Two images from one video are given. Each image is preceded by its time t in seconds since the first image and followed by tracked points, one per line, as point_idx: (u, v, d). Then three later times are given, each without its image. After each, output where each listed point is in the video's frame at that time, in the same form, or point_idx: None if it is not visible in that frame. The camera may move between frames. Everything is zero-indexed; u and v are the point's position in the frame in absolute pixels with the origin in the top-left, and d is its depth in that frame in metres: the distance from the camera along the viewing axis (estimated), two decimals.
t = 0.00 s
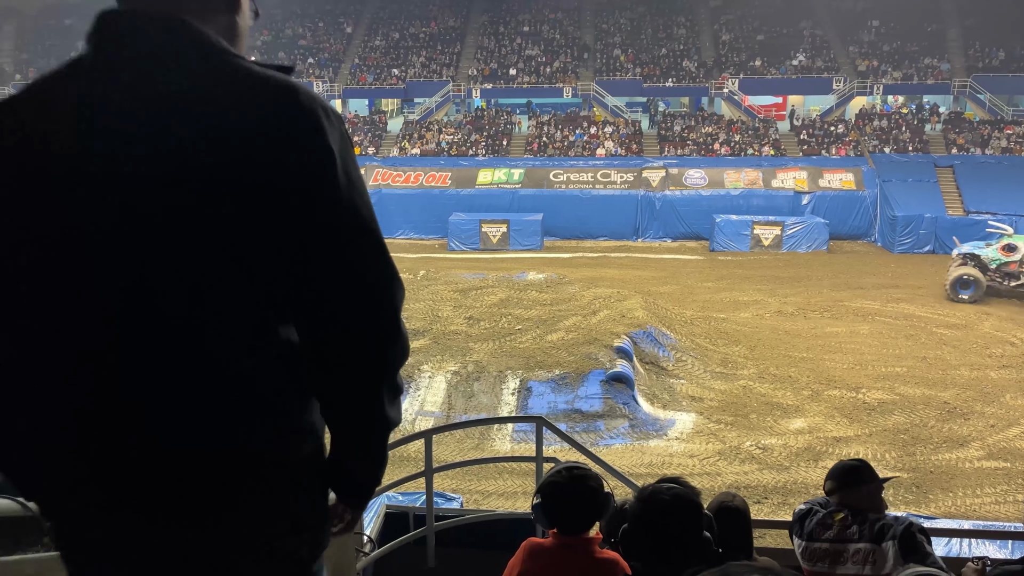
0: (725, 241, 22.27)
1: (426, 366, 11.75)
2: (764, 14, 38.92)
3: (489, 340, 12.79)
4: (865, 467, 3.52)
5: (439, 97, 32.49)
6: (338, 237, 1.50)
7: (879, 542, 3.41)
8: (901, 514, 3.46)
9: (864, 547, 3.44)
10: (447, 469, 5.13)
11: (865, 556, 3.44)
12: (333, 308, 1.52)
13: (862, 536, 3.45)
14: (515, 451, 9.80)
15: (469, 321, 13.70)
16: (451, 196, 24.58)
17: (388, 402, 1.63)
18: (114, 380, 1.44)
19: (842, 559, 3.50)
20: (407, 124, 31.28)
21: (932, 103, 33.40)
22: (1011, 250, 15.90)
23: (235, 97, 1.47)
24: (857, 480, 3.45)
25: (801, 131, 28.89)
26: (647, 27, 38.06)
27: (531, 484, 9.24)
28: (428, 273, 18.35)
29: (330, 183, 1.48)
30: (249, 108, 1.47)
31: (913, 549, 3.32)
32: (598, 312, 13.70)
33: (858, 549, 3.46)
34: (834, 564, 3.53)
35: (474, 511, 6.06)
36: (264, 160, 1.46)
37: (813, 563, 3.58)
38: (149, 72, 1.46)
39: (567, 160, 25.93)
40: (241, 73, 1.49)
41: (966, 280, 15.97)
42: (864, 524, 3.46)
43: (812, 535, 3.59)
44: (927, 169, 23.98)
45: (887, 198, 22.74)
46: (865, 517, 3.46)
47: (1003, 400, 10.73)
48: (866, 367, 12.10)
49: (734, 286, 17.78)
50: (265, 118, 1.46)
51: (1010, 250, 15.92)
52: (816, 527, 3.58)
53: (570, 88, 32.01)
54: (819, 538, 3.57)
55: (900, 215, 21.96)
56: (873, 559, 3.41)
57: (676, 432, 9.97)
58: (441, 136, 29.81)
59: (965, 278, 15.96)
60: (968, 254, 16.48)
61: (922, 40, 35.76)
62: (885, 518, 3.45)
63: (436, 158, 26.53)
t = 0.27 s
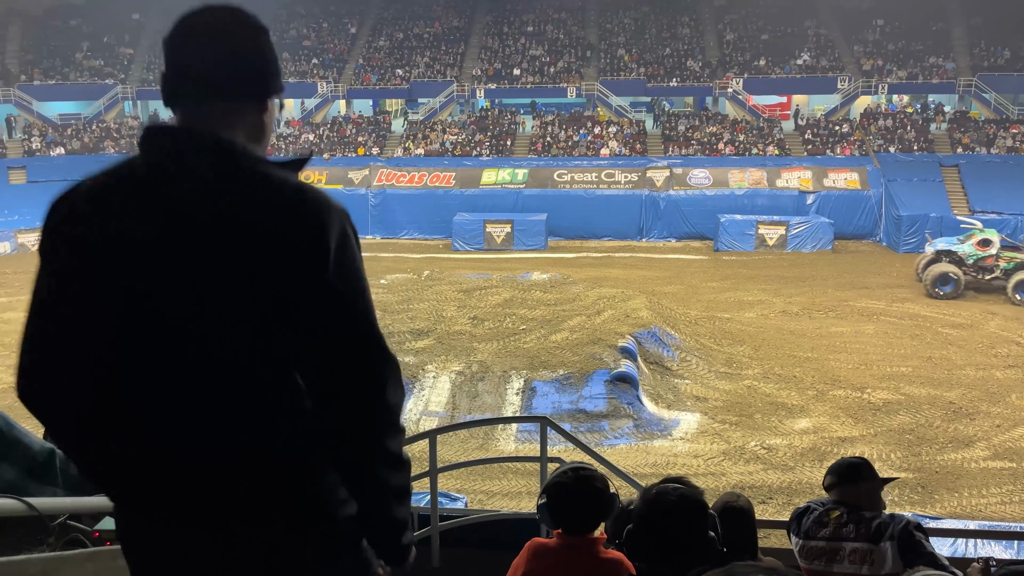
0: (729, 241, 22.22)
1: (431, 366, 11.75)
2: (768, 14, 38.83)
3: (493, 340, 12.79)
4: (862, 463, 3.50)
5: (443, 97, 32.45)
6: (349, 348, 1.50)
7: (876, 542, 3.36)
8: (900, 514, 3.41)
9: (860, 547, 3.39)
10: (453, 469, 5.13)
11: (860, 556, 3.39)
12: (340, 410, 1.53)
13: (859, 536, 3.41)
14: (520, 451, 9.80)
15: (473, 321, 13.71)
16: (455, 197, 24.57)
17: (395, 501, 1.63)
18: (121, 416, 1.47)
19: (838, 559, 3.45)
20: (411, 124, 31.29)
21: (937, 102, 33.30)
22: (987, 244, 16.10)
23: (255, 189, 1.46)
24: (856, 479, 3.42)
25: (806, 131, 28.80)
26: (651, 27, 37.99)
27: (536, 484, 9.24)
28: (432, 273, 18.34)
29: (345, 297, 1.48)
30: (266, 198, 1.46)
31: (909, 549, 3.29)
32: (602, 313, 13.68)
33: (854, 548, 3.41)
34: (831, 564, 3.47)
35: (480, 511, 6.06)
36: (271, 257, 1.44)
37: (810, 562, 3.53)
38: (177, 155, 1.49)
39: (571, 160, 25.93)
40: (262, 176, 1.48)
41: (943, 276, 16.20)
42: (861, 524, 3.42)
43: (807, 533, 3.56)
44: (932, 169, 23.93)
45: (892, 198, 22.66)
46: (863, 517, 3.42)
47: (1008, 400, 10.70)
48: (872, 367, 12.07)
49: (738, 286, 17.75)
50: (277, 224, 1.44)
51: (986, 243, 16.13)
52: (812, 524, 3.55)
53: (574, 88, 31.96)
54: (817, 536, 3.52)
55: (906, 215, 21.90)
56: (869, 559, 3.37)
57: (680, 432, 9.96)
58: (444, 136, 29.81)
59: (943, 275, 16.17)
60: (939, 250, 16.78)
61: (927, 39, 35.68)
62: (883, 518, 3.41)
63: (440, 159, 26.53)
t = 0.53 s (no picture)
0: (735, 241, 22.17)
1: (437, 366, 11.77)
2: (774, 13, 38.74)
3: (499, 340, 12.79)
4: (870, 471, 3.50)
5: (448, 98, 32.46)
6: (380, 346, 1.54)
7: (885, 548, 3.32)
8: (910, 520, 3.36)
9: (869, 553, 3.35)
10: (460, 469, 5.13)
11: (870, 563, 3.34)
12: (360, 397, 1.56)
13: (867, 542, 3.37)
14: (526, 451, 9.79)
15: (478, 321, 13.73)
16: (461, 197, 24.56)
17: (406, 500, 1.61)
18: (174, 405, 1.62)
19: (846, 565, 3.41)
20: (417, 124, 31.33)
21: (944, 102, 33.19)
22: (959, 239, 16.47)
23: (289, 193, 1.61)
24: (863, 484, 3.43)
25: (812, 131, 28.73)
26: (657, 27, 37.94)
27: (542, 485, 9.23)
28: (438, 273, 18.33)
29: (377, 276, 1.55)
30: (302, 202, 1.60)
31: (919, 555, 3.23)
32: (608, 313, 13.66)
33: (863, 555, 3.37)
34: (839, 570, 3.43)
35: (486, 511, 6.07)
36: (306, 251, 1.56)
37: (818, 567, 3.48)
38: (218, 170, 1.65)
39: (577, 160, 25.93)
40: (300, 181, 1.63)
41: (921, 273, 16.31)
42: (868, 529, 3.39)
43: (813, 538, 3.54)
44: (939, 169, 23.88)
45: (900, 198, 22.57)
46: (870, 522, 3.41)
47: (1016, 401, 10.66)
48: (879, 368, 12.03)
49: (744, 286, 17.71)
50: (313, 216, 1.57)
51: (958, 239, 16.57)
52: (819, 529, 3.52)
53: (580, 89, 31.94)
54: (824, 542, 3.50)
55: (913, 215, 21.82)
56: (878, 565, 3.32)
57: (686, 432, 9.95)
58: (450, 137, 29.85)
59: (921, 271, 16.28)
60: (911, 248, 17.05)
61: (934, 39, 35.57)
62: (890, 524, 3.38)
63: (445, 159, 26.54)
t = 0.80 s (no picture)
0: (743, 242, 22.13)
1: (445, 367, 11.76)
2: (783, 13, 38.59)
3: (507, 341, 12.78)
4: (879, 474, 3.48)
5: (456, 98, 32.41)
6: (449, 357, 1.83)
7: (880, 548, 3.26)
8: (911, 521, 3.27)
9: (867, 554, 3.30)
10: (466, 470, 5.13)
11: (868, 563, 3.29)
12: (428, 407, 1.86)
13: (866, 543, 3.32)
14: (533, 452, 9.77)
15: (486, 322, 13.72)
16: (468, 198, 24.55)
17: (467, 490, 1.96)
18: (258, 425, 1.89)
19: (846, 566, 3.37)
20: (424, 124, 31.32)
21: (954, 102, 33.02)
22: (928, 238, 16.95)
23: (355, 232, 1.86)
24: (867, 485, 3.42)
25: (820, 131, 28.62)
26: (665, 27, 37.84)
27: (549, 486, 9.21)
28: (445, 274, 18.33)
29: (438, 305, 1.85)
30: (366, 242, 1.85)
31: (913, 555, 3.12)
32: (615, 314, 13.63)
33: (861, 555, 3.33)
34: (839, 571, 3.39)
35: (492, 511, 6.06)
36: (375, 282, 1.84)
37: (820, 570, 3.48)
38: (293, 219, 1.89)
39: (584, 161, 25.88)
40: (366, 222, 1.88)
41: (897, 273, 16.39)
42: (869, 531, 3.34)
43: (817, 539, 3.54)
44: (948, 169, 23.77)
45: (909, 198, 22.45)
46: (871, 524, 3.35)
47: None
48: (888, 369, 11.97)
49: (752, 287, 17.67)
50: (381, 256, 1.84)
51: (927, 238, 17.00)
52: (823, 531, 3.51)
53: (587, 89, 31.86)
54: (826, 544, 3.48)
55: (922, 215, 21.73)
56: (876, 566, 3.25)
57: (694, 433, 9.92)
58: (457, 137, 29.86)
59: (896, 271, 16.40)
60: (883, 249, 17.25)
61: (944, 38, 35.40)
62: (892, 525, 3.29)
63: (452, 160, 26.53)
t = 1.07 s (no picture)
0: (754, 243, 22.07)
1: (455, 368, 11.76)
2: (793, 13, 38.45)
3: (516, 342, 12.79)
4: (886, 477, 3.43)
5: (465, 99, 32.40)
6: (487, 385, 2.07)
7: (895, 556, 3.22)
8: (924, 528, 3.24)
9: (879, 561, 3.27)
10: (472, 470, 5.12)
11: (880, 570, 3.26)
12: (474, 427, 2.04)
13: (879, 549, 3.29)
14: (542, 453, 9.76)
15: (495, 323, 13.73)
16: (477, 199, 24.54)
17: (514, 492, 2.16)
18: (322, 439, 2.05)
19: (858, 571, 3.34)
20: (433, 125, 31.35)
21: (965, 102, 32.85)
22: (890, 237, 17.12)
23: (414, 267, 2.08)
24: (878, 487, 3.38)
25: (831, 131, 28.50)
26: (674, 27, 37.71)
27: (558, 487, 9.19)
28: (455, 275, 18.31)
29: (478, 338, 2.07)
30: (424, 277, 2.07)
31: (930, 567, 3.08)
32: (624, 315, 13.59)
33: (873, 562, 3.29)
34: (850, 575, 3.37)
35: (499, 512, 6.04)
36: (429, 314, 2.04)
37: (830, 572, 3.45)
38: (357, 256, 2.12)
39: (592, 161, 25.81)
40: (422, 263, 2.11)
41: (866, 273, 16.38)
42: (880, 536, 3.31)
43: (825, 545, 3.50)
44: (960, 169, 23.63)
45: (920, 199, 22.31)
46: (883, 529, 3.32)
47: None
48: (899, 370, 11.90)
49: (761, 288, 17.60)
50: (434, 293, 2.06)
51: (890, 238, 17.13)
52: (833, 534, 3.46)
53: (596, 90, 31.76)
54: (836, 547, 3.44)
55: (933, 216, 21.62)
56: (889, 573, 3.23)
57: (703, 434, 9.90)
58: (466, 138, 29.88)
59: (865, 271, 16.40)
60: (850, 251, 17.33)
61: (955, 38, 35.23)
62: (906, 532, 3.26)
63: (461, 161, 26.53)
